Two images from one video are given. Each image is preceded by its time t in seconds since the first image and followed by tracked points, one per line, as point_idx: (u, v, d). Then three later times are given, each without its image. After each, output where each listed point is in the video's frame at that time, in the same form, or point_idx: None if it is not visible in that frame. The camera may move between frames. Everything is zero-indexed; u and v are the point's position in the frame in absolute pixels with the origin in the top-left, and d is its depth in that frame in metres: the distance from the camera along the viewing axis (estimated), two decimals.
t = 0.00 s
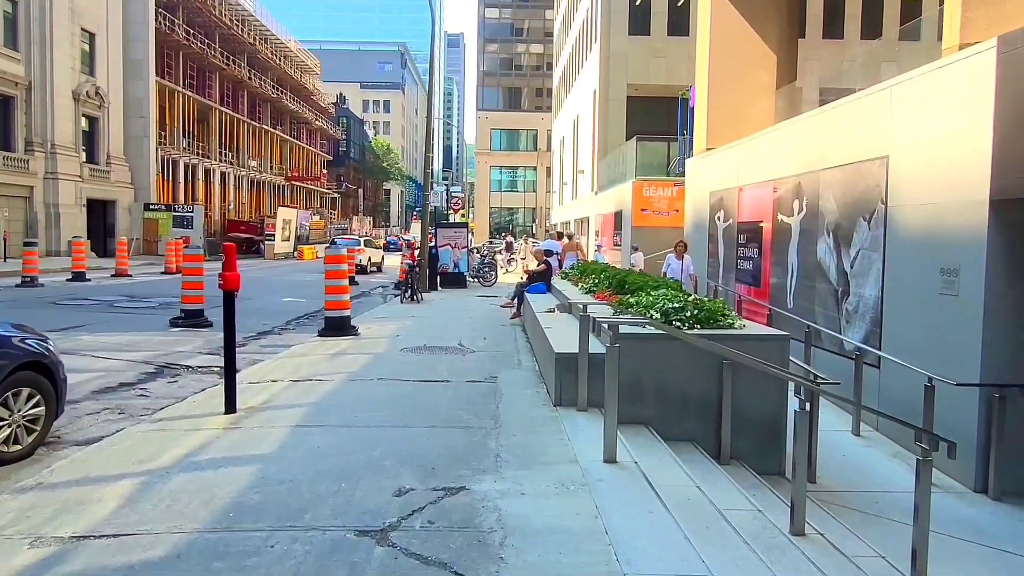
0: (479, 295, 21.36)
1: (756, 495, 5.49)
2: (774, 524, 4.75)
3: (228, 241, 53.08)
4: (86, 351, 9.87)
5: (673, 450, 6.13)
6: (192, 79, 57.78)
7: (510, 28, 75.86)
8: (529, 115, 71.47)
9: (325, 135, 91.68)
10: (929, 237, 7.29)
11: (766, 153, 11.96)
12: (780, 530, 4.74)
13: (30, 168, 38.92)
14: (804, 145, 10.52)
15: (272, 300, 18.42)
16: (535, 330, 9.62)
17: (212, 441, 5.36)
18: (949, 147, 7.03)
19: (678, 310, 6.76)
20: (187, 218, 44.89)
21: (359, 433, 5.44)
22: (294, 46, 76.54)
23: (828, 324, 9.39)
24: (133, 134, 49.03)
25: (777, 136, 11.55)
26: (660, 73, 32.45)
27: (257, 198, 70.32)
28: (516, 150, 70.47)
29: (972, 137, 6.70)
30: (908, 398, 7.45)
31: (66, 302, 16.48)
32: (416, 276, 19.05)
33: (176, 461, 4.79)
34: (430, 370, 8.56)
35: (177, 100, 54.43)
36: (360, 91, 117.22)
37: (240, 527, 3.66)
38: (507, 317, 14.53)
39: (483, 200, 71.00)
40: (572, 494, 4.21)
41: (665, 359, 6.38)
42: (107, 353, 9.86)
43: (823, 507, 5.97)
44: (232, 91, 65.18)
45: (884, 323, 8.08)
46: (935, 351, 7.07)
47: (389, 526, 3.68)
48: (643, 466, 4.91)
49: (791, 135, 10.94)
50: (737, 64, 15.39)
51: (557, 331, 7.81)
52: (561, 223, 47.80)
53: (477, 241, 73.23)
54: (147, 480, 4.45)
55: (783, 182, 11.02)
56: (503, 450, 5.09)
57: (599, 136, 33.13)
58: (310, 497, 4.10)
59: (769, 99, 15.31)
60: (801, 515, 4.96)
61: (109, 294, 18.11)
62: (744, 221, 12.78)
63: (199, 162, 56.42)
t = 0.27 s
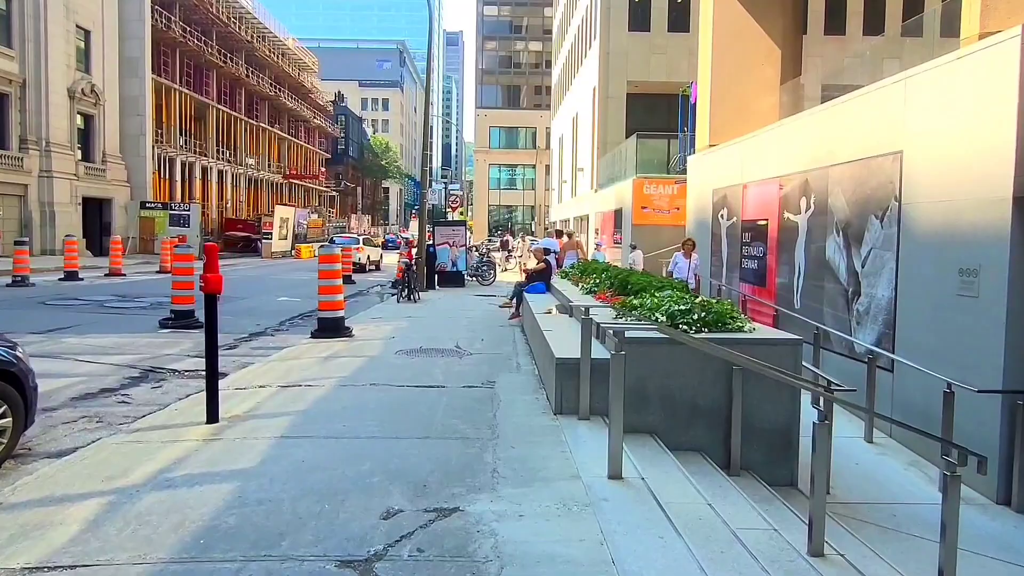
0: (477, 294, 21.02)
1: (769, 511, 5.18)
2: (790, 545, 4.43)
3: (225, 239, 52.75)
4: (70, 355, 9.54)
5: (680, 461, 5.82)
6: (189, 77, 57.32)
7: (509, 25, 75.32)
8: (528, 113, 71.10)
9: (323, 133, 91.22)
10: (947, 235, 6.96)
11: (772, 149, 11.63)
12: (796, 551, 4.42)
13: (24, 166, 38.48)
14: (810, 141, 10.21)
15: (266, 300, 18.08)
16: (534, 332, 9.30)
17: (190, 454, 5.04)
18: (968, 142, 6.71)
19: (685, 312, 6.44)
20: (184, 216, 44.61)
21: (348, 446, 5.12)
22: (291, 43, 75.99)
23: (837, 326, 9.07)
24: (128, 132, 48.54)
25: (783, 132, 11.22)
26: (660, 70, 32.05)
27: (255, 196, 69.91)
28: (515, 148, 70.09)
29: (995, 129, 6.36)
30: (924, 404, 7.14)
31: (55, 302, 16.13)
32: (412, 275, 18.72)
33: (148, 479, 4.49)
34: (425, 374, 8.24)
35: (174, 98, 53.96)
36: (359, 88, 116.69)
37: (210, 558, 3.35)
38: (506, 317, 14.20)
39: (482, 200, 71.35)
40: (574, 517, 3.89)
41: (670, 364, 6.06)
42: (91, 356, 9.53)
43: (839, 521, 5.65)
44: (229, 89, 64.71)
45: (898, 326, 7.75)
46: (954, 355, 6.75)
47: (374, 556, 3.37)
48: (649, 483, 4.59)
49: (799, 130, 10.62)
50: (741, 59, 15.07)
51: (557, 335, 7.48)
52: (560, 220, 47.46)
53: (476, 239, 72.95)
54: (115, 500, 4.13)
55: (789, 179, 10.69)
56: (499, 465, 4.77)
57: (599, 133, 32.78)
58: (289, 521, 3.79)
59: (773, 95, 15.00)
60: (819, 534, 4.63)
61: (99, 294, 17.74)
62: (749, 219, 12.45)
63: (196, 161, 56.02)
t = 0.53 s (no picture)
0: (477, 294, 20.69)
1: (791, 526, 4.84)
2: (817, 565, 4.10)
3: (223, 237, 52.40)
4: (54, 356, 9.19)
5: (693, 471, 5.49)
6: (186, 74, 56.94)
7: (508, 23, 74.96)
8: (527, 110, 70.74)
9: (321, 131, 90.80)
10: (972, 231, 6.63)
11: (780, 145, 11.30)
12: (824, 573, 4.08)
13: (19, 162, 38.08)
14: (820, 135, 9.89)
15: (261, 299, 17.73)
16: (537, 333, 8.98)
17: (171, 464, 4.70)
18: (995, 132, 6.38)
19: (697, 313, 6.12)
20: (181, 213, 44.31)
21: (340, 456, 4.78)
22: (289, 40, 75.59)
23: (851, 326, 8.75)
24: (125, 129, 48.22)
25: (792, 126, 10.90)
26: (661, 67, 31.71)
27: (253, 194, 69.53)
28: (514, 146, 69.80)
29: None
30: (947, 409, 6.80)
31: (44, 301, 15.77)
32: (411, 273, 18.38)
33: (123, 492, 4.14)
34: (424, 376, 7.89)
35: (171, 95, 53.57)
36: (357, 86, 116.28)
37: None
38: (506, 317, 13.88)
39: (481, 198, 71.10)
40: (587, 538, 3.56)
41: (682, 368, 5.72)
42: (76, 357, 9.18)
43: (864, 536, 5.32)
44: (227, 86, 64.32)
45: (917, 328, 7.43)
46: (979, 357, 6.42)
47: None
48: (665, 497, 4.25)
49: (809, 124, 10.29)
50: (746, 52, 14.77)
51: (560, 338, 7.14)
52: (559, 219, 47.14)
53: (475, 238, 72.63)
54: (85, 517, 3.78)
55: (799, 175, 10.36)
56: (502, 478, 4.43)
57: (599, 131, 32.48)
58: (274, 543, 3.45)
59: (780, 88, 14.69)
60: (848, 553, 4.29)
61: (91, 293, 17.38)
62: (756, 216, 12.11)
63: (193, 158, 55.64)
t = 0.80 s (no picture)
0: (476, 294, 20.37)
1: (813, 548, 4.52)
2: None
3: (220, 236, 52.11)
4: (38, 360, 8.84)
5: (706, 487, 5.16)
6: (182, 71, 56.49)
7: (508, 21, 74.33)
8: (526, 109, 70.42)
9: (320, 129, 90.42)
10: (998, 232, 6.32)
11: (788, 142, 10.99)
12: None
13: (13, 161, 37.67)
14: (831, 132, 9.58)
15: (256, 300, 17.37)
16: (538, 336, 8.65)
17: (148, 483, 4.35)
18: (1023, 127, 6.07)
19: (709, 318, 5.76)
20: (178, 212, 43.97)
21: (330, 474, 4.44)
22: (287, 38, 75.13)
23: (865, 330, 8.43)
24: (121, 126, 47.81)
25: (801, 123, 10.58)
26: (663, 65, 31.41)
27: (250, 193, 69.15)
28: (513, 145, 69.53)
29: None
30: (971, 419, 6.48)
31: (34, 301, 15.42)
32: (408, 273, 18.01)
33: (91, 517, 3.79)
34: (421, 381, 7.55)
35: (167, 93, 53.14)
36: (356, 85, 115.94)
37: None
38: (506, 319, 13.55)
39: (480, 197, 70.72)
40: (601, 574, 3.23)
41: (693, 377, 5.39)
42: (60, 361, 8.83)
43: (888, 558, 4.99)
44: (224, 84, 63.90)
45: (937, 332, 7.10)
46: (1009, 366, 6.09)
47: None
48: (683, 522, 3.92)
49: (819, 121, 9.98)
50: (754, 48, 14.45)
51: (563, 342, 6.79)
52: (559, 218, 46.81)
53: (474, 237, 72.33)
54: (47, 546, 3.45)
55: (809, 173, 10.05)
56: (504, 499, 4.11)
57: (600, 128, 32.12)
58: None
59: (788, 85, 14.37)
60: None
61: (82, 293, 17.02)
62: (764, 215, 11.76)
63: (190, 156, 55.24)
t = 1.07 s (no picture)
0: (474, 293, 20.04)
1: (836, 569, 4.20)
2: None
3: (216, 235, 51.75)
4: (16, 363, 8.47)
5: (718, 503, 4.84)
6: (179, 69, 56.07)
7: (506, 18, 73.65)
8: (525, 107, 70.07)
9: (317, 128, 89.99)
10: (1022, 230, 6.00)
11: (795, 138, 10.66)
12: None
13: (6, 158, 37.23)
14: (841, 127, 9.26)
15: (248, 300, 16.99)
16: (538, 338, 8.31)
17: (113, 501, 4.01)
18: None
19: (719, 321, 5.42)
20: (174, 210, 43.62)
21: (312, 491, 4.10)
22: (285, 36, 74.68)
23: (877, 332, 8.10)
24: (116, 124, 47.38)
25: (808, 118, 10.26)
26: (663, 61, 31.10)
27: (247, 191, 68.73)
28: (512, 143, 69.22)
29: None
30: (994, 427, 6.16)
31: (21, 301, 15.04)
32: (405, 273, 17.66)
33: (45, 541, 3.45)
34: (414, 386, 7.20)
35: (163, 90, 52.69)
36: (354, 83, 115.49)
37: None
38: (505, 319, 13.22)
39: (479, 196, 70.38)
40: None
41: (702, 384, 5.06)
42: (39, 364, 8.47)
43: None
44: (221, 82, 63.46)
45: (954, 335, 6.78)
46: None
47: None
48: (698, 547, 3.58)
49: (827, 115, 9.66)
50: (758, 41, 14.12)
51: (563, 346, 6.44)
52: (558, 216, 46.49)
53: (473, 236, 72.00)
54: None
55: (817, 169, 9.73)
56: (502, 520, 3.78)
57: (599, 126, 31.76)
58: None
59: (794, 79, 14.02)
60: None
61: (70, 293, 16.64)
62: (769, 213, 11.41)
63: (186, 154, 54.80)
